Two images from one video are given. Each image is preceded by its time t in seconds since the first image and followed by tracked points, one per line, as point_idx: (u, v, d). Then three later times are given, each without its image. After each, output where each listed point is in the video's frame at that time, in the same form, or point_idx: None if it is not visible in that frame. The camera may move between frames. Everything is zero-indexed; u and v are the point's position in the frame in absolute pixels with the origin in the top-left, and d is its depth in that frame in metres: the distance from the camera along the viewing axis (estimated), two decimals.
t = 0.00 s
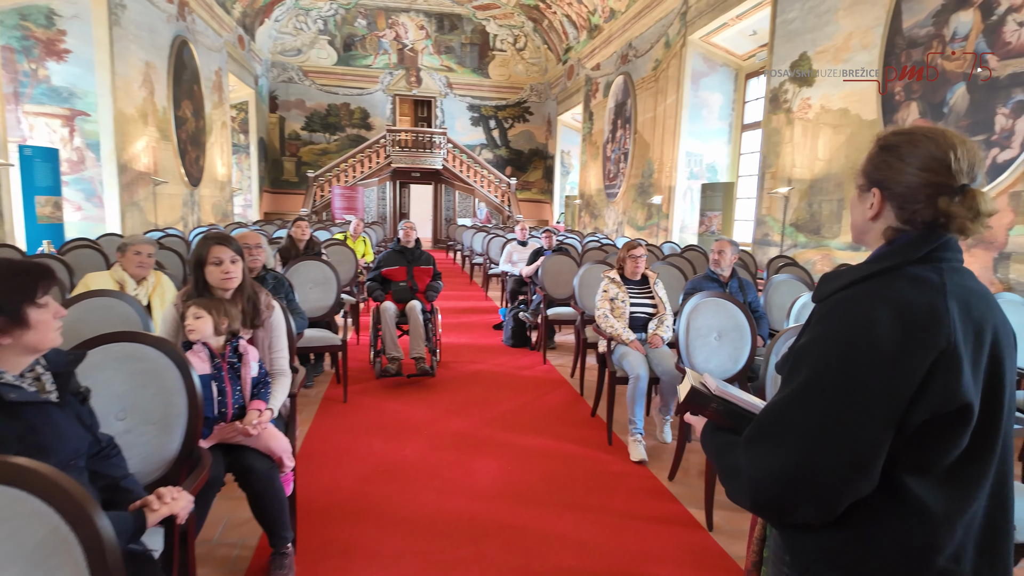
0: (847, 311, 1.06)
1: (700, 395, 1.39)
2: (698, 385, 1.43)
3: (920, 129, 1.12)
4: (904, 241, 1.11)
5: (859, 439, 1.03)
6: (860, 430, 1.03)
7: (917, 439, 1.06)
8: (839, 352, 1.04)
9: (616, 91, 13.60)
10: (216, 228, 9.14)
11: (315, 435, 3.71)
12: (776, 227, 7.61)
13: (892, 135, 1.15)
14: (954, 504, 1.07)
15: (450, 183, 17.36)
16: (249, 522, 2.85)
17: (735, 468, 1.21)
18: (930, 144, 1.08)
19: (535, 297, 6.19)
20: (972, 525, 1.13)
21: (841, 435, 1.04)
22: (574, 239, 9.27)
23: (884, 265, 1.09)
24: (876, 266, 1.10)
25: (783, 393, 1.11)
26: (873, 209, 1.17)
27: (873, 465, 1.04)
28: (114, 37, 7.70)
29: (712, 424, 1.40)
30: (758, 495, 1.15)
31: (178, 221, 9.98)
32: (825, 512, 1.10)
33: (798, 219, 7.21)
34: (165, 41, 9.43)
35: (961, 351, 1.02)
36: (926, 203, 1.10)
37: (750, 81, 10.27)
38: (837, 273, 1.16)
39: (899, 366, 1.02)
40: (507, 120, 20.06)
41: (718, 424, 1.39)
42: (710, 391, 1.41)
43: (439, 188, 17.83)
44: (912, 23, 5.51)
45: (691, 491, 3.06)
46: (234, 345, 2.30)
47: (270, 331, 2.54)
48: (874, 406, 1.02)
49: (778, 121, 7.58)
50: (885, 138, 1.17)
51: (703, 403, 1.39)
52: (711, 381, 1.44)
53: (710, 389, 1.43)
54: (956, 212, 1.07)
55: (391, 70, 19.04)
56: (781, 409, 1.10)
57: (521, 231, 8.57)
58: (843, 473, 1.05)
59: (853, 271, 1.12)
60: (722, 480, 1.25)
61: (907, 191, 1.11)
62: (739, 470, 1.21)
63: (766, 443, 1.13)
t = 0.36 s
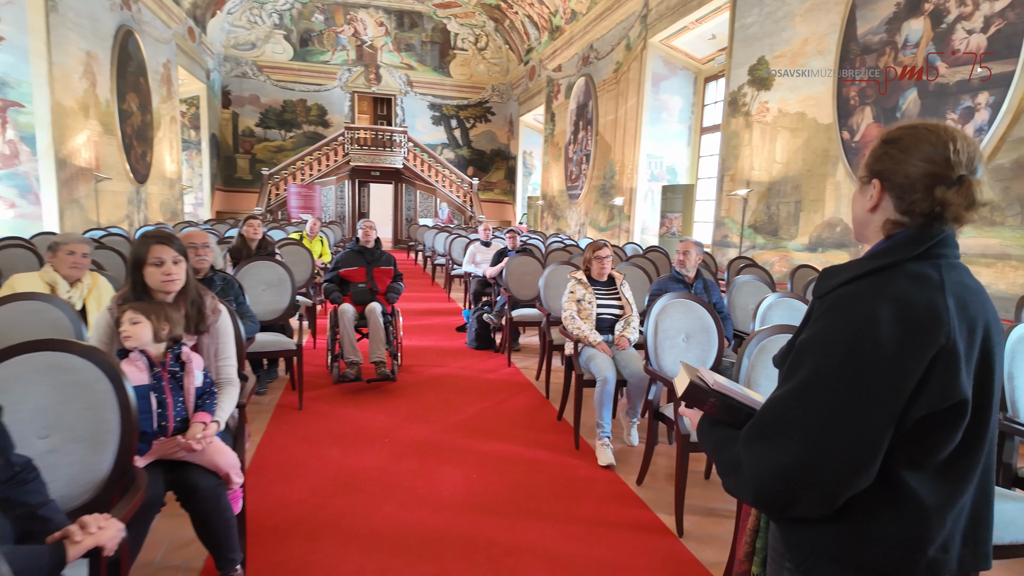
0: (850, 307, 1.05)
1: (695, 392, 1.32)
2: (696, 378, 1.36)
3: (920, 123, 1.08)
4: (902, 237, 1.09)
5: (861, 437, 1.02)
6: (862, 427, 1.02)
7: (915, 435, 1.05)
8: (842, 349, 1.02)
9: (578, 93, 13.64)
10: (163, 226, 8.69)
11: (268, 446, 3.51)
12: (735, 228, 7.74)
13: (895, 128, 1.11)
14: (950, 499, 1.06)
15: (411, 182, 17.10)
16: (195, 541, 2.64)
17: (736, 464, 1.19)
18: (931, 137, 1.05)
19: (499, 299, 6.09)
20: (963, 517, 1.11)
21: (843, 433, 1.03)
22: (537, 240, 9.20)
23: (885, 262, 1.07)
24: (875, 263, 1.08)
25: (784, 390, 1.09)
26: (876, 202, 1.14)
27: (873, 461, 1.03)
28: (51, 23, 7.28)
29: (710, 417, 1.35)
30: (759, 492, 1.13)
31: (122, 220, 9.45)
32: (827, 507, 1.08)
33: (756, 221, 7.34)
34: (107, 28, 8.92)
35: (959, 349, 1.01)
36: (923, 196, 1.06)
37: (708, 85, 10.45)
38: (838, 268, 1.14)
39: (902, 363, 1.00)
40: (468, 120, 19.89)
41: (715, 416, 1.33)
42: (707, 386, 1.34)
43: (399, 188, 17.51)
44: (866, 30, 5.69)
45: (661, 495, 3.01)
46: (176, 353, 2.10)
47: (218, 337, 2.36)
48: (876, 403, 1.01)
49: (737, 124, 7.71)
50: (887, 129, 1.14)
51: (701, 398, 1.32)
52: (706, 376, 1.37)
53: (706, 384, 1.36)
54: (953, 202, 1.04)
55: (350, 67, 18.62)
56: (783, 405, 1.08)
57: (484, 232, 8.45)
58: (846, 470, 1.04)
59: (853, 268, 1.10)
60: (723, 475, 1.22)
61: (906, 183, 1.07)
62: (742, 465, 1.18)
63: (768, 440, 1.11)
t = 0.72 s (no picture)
0: (845, 307, 0.94)
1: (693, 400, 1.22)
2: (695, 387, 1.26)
3: (902, 127, 0.99)
4: (899, 238, 0.98)
5: (857, 446, 0.91)
6: (856, 435, 0.91)
7: (920, 446, 0.92)
8: (833, 351, 0.92)
9: (553, 92, 13.56)
10: (123, 227, 8.33)
11: (224, 458, 3.31)
12: (710, 229, 7.73)
13: (879, 134, 1.02)
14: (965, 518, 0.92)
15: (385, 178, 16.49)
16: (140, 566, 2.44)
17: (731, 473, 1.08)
18: (916, 141, 0.95)
19: (473, 301, 5.94)
20: (980, 535, 0.97)
21: (837, 441, 0.92)
22: (513, 240, 9.09)
23: (884, 260, 0.96)
24: (875, 262, 0.97)
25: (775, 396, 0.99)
26: (864, 210, 1.03)
27: (873, 473, 0.91)
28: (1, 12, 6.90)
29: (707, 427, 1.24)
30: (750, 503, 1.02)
31: (81, 219, 9.04)
32: (825, 519, 0.96)
33: (730, 222, 7.33)
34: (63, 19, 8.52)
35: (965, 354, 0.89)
36: (912, 200, 0.96)
37: (683, 85, 10.47)
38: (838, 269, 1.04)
39: (900, 366, 0.89)
40: (443, 119, 19.68)
41: (713, 427, 1.21)
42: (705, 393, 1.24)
43: (373, 187, 17.23)
44: (839, 31, 5.71)
45: (638, 505, 2.91)
46: (112, 365, 1.90)
47: (162, 347, 2.17)
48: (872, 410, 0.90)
49: (711, 125, 7.71)
50: (871, 136, 1.04)
51: (697, 408, 1.21)
52: (707, 384, 1.27)
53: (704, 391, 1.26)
54: (940, 204, 0.93)
55: (322, 64, 18.24)
56: (773, 412, 0.98)
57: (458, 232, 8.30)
58: (842, 481, 0.93)
59: (851, 268, 1.00)
60: (719, 484, 1.12)
61: (894, 187, 0.97)
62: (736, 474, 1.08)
63: (759, 448, 1.01)
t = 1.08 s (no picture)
0: (852, 318, 0.87)
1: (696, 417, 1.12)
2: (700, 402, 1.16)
3: (899, 134, 0.93)
4: (909, 247, 0.90)
5: (864, 467, 0.83)
6: (864, 456, 0.83)
7: (933, 468, 0.84)
8: (838, 365, 0.85)
9: (536, 93, 13.49)
10: (94, 227, 8.06)
11: (192, 469, 3.16)
12: (693, 230, 7.70)
13: (876, 144, 0.96)
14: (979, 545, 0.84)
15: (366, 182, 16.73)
16: None
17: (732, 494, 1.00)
18: (918, 145, 0.89)
19: (455, 303, 5.83)
20: (995, 564, 0.90)
21: (844, 461, 0.84)
22: (495, 242, 8.99)
23: (893, 270, 0.88)
24: (883, 272, 0.90)
25: (776, 413, 0.91)
26: (871, 220, 0.96)
27: (883, 496, 0.83)
28: None
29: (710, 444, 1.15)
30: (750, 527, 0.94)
31: (51, 220, 8.75)
32: (831, 544, 0.88)
33: (713, 224, 7.31)
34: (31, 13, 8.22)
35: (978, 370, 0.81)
36: (925, 201, 0.88)
37: (665, 86, 10.47)
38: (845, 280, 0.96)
39: (910, 382, 0.81)
40: (426, 119, 19.51)
41: (718, 445, 1.12)
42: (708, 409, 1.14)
43: (354, 187, 17.01)
44: (821, 33, 5.71)
45: (621, 515, 2.84)
46: (62, 378, 1.78)
47: (119, 357, 2.04)
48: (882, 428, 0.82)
49: (694, 126, 7.69)
50: (867, 148, 0.98)
51: (698, 426, 1.12)
52: (712, 399, 1.17)
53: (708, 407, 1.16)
54: (954, 197, 0.86)
55: (302, 62, 17.98)
56: (775, 430, 0.90)
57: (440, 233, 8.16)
58: (848, 505, 0.84)
59: (858, 278, 0.92)
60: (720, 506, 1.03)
61: (901, 192, 0.90)
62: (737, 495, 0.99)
63: (761, 469, 0.92)
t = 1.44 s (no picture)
0: (858, 323, 0.82)
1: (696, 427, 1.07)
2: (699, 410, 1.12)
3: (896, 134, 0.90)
4: (912, 248, 0.86)
5: (874, 480, 0.79)
6: (874, 468, 0.79)
7: (945, 478, 0.80)
8: (845, 372, 0.80)
9: (521, 93, 13.46)
10: (67, 226, 7.84)
11: (167, 476, 3.06)
12: (678, 231, 7.72)
13: (871, 146, 0.93)
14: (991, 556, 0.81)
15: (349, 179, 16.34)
16: None
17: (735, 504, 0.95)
18: (916, 143, 0.86)
19: (439, 305, 5.75)
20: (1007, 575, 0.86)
21: (851, 473, 0.80)
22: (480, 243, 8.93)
23: (898, 272, 0.84)
24: (888, 274, 0.86)
25: (779, 423, 0.87)
26: (871, 221, 0.91)
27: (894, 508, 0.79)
28: None
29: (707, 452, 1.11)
30: (755, 541, 0.89)
31: (23, 219, 8.50)
32: (839, 559, 0.84)
33: (698, 225, 7.33)
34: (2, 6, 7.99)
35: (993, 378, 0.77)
36: (925, 198, 0.84)
37: (650, 88, 10.51)
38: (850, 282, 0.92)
39: (921, 390, 0.77)
40: (410, 118, 19.37)
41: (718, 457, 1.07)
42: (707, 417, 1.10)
43: (337, 187, 16.82)
44: (805, 35, 5.75)
45: (609, 520, 2.80)
46: (27, 388, 1.69)
47: (86, 364, 1.94)
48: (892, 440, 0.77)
49: (678, 128, 7.71)
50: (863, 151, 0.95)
51: (696, 435, 1.08)
52: (711, 407, 1.13)
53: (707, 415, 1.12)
54: (957, 192, 0.82)
55: (284, 60, 17.74)
56: (780, 440, 0.86)
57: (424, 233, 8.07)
58: (858, 520, 0.80)
59: (862, 281, 0.88)
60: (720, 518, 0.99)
61: (901, 192, 0.86)
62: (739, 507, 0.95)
63: (765, 481, 0.88)
